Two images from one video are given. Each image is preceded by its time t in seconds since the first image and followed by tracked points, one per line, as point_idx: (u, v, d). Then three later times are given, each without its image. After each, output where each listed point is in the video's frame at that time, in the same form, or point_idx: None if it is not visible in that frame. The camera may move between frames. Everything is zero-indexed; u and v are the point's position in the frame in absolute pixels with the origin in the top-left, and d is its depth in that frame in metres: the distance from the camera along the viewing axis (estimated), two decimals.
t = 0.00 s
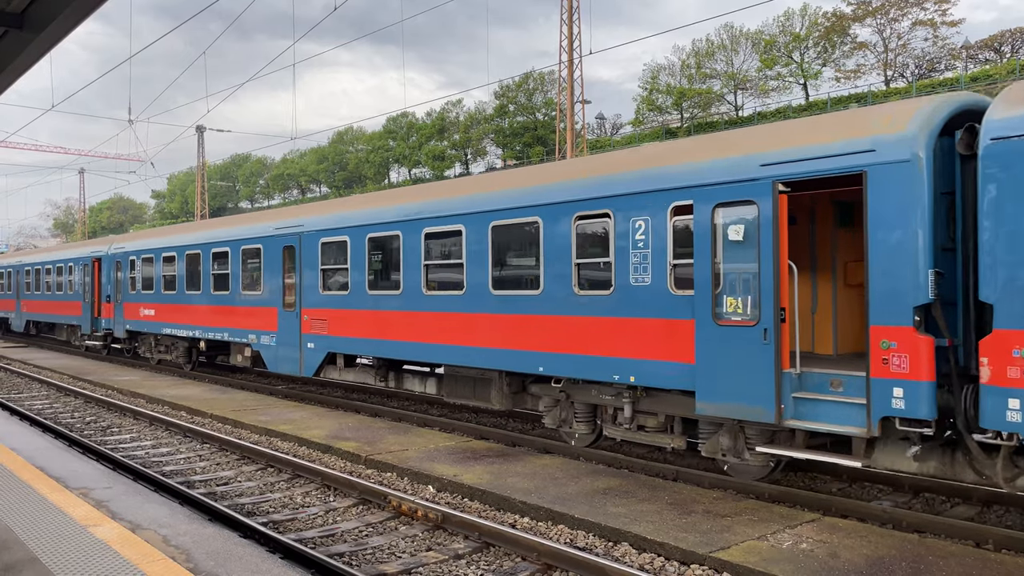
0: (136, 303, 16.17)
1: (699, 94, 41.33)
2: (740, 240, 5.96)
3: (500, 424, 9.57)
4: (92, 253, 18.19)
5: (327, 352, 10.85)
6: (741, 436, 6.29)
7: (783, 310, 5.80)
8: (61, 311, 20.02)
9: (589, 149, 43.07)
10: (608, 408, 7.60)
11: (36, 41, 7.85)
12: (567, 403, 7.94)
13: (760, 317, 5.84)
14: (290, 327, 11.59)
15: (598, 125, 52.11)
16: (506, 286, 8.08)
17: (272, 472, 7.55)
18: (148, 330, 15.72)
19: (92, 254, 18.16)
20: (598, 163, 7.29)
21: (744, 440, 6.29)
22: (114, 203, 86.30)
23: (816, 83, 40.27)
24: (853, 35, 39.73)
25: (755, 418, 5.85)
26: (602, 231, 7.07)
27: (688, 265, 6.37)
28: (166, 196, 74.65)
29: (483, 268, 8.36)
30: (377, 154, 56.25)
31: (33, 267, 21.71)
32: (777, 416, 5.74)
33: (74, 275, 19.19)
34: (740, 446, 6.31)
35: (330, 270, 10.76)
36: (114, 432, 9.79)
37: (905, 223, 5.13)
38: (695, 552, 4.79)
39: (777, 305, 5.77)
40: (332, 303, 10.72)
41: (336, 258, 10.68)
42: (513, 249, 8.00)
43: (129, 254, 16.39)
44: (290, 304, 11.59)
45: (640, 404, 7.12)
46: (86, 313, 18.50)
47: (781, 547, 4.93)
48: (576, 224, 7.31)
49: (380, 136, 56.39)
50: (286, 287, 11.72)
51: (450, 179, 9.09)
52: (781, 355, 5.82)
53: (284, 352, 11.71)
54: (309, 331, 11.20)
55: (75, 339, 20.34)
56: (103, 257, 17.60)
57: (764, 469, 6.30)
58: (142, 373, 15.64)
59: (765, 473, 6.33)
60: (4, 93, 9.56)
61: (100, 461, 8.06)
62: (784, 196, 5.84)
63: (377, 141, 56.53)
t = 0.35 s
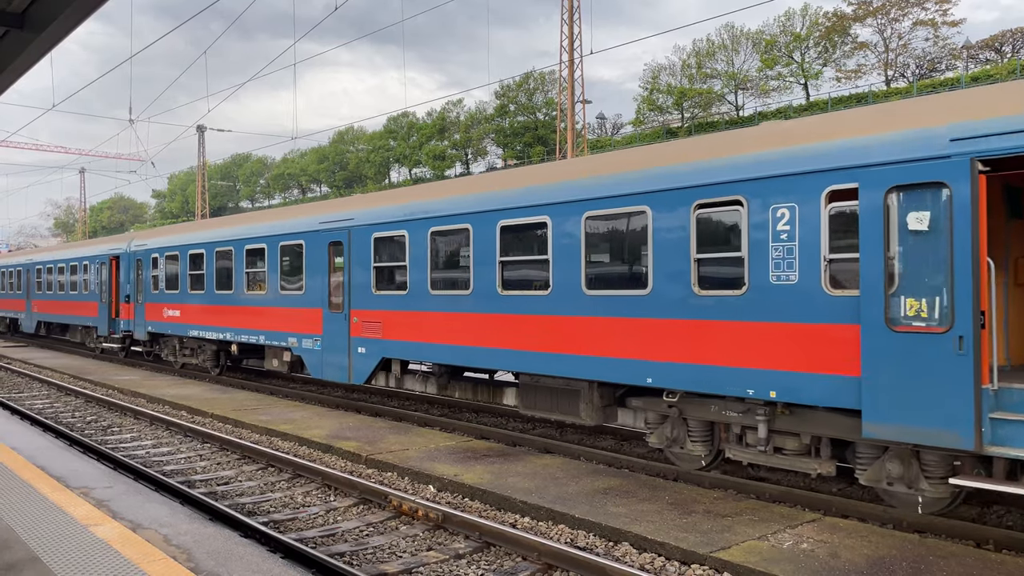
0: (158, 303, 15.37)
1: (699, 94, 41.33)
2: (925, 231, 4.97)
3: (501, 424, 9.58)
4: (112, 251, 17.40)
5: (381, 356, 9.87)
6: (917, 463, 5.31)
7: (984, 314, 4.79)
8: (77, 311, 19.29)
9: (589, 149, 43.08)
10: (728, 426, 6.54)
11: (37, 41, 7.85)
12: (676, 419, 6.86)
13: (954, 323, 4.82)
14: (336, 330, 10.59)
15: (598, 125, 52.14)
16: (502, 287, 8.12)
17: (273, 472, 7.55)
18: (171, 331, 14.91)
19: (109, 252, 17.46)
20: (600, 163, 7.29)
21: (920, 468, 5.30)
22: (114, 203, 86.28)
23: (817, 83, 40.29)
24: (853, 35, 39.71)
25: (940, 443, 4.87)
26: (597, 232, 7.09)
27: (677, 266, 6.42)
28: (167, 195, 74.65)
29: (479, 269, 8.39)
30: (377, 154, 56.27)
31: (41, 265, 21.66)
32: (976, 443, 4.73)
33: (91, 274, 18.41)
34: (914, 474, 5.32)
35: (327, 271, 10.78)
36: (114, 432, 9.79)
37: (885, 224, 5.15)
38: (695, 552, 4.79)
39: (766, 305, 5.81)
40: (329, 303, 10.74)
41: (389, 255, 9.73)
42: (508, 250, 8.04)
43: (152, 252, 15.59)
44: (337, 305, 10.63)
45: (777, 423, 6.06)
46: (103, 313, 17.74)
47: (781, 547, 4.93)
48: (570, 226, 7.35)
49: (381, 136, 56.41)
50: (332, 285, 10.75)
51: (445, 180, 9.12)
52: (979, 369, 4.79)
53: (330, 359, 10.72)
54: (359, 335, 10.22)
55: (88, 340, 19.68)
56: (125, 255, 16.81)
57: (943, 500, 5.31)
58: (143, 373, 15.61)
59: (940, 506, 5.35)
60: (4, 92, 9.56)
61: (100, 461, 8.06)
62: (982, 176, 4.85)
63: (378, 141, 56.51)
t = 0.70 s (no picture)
0: (183, 304, 14.56)
1: (700, 94, 41.32)
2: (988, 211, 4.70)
3: (501, 424, 9.58)
4: (133, 248, 16.66)
5: (445, 363, 8.80)
6: None
7: None
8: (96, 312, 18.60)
9: (589, 148, 43.07)
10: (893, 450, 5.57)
11: (37, 40, 7.86)
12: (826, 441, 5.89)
13: None
14: (392, 333, 9.56)
15: (598, 125, 52.15)
16: (501, 285, 8.17)
17: (273, 472, 7.56)
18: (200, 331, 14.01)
19: (128, 249, 16.87)
20: (599, 163, 7.31)
21: None
22: (115, 203, 86.27)
23: (818, 83, 40.28)
24: (854, 35, 39.66)
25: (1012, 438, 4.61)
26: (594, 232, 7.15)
27: (676, 266, 6.49)
28: (167, 195, 74.69)
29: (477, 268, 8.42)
30: (377, 153, 56.28)
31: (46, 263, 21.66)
32: None
33: (111, 273, 17.67)
34: None
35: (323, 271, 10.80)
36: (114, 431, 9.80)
37: (880, 222, 5.20)
38: (696, 552, 4.79)
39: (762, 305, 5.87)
40: (324, 303, 10.74)
41: (454, 250, 8.73)
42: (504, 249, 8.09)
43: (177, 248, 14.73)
44: (391, 306, 9.61)
45: (963, 449, 5.07)
46: (124, 314, 17.02)
47: (782, 547, 4.93)
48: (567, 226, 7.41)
49: (381, 136, 56.41)
50: (385, 286, 9.73)
51: (444, 179, 9.15)
52: None
53: (385, 364, 9.70)
54: (419, 338, 9.20)
55: (105, 343, 19.04)
56: (147, 253, 16.01)
57: None
58: (143, 373, 15.60)
59: None
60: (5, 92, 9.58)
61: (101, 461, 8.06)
62: None
63: (378, 140, 56.49)
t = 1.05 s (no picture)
0: (215, 305, 13.70)
1: (700, 94, 41.31)
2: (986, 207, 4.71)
3: (501, 424, 9.58)
4: (158, 246, 15.88)
5: (525, 373, 7.87)
6: None
7: None
8: (115, 315, 17.85)
9: (589, 148, 43.10)
10: None
11: (37, 40, 7.86)
12: None
13: None
14: (459, 337, 8.64)
15: (598, 125, 52.16)
16: (499, 286, 8.16)
17: (273, 471, 7.56)
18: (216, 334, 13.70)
19: (150, 247, 16.20)
20: (600, 162, 7.29)
21: None
22: (115, 202, 86.27)
23: (818, 83, 40.26)
24: (854, 35, 39.62)
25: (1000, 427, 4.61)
26: (592, 231, 7.15)
27: (677, 266, 6.45)
28: (167, 195, 74.74)
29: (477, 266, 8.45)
30: (377, 153, 56.29)
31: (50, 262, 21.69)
32: None
33: (133, 273, 16.89)
34: None
35: (324, 270, 10.85)
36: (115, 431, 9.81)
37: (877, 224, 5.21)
38: (696, 552, 4.79)
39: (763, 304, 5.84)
40: (326, 302, 10.81)
41: (534, 245, 7.75)
42: (502, 248, 8.12)
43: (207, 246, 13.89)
44: (460, 308, 8.68)
45: None
46: (148, 316, 16.26)
47: (782, 547, 4.92)
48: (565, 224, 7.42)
49: (381, 136, 56.45)
50: (451, 282, 8.83)
51: (444, 179, 9.17)
52: None
53: (449, 372, 8.76)
54: (493, 345, 8.25)
55: (124, 348, 18.34)
56: (174, 252, 15.18)
57: None
58: (144, 373, 15.59)
59: None
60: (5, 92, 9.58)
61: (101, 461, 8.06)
62: None
63: (378, 140, 56.47)
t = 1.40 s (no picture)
0: (249, 306, 12.69)
1: (700, 94, 41.30)
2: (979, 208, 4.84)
3: (500, 424, 9.58)
4: (184, 243, 14.89)
5: (629, 385, 6.84)
6: None
7: None
8: (137, 316, 16.88)
9: (589, 148, 43.11)
10: None
11: (37, 39, 7.87)
12: None
13: None
14: (543, 343, 7.61)
15: (598, 125, 52.17)
16: (498, 285, 8.15)
17: (273, 471, 7.56)
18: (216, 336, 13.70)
19: (175, 244, 15.25)
20: (598, 164, 7.31)
21: None
22: (115, 202, 86.26)
23: (818, 83, 40.24)
24: (854, 34, 39.61)
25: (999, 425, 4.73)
26: (588, 231, 7.20)
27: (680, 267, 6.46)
28: (167, 195, 74.75)
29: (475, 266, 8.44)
30: (377, 153, 56.30)
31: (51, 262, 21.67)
32: None
33: (157, 272, 15.88)
34: None
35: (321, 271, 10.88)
36: (114, 430, 9.81)
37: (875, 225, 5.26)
38: (695, 552, 4.79)
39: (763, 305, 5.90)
40: (323, 302, 10.84)
41: (643, 238, 6.73)
42: (497, 247, 8.16)
43: (240, 244, 12.90)
44: (544, 310, 7.64)
45: None
46: (172, 316, 15.29)
47: (781, 547, 4.92)
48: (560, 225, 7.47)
49: (381, 135, 56.45)
50: (534, 282, 7.78)
51: (441, 179, 9.17)
52: None
53: (530, 383, 7.73)
54: (584, 351, 7.24)
55: (148, 351, 17.34)
56: (204, 248, 14.18)
57: None
58: (143, 372, 15.57)
59: None
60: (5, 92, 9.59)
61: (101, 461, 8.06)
62: None
63: (378, 140, 56.44)
